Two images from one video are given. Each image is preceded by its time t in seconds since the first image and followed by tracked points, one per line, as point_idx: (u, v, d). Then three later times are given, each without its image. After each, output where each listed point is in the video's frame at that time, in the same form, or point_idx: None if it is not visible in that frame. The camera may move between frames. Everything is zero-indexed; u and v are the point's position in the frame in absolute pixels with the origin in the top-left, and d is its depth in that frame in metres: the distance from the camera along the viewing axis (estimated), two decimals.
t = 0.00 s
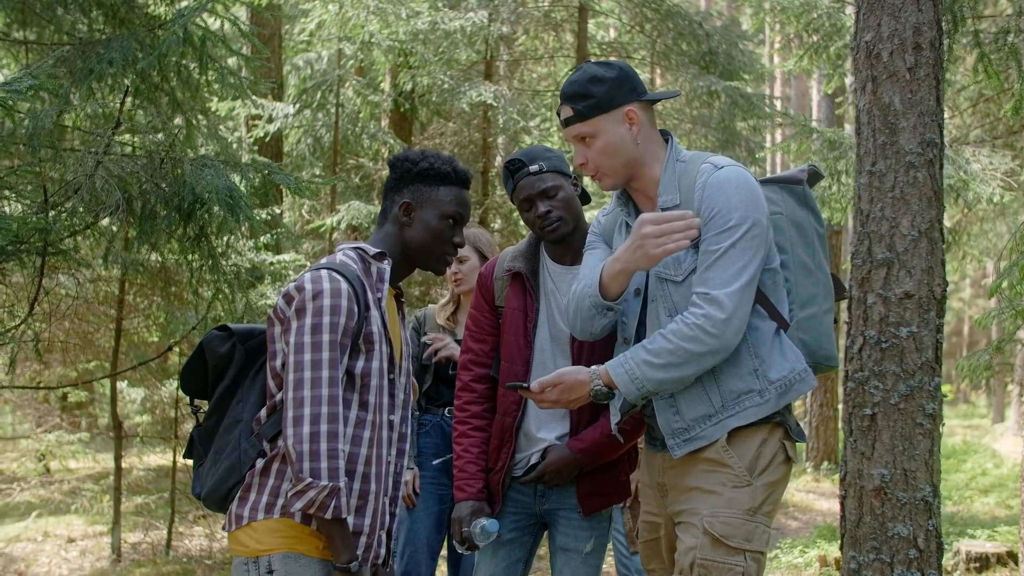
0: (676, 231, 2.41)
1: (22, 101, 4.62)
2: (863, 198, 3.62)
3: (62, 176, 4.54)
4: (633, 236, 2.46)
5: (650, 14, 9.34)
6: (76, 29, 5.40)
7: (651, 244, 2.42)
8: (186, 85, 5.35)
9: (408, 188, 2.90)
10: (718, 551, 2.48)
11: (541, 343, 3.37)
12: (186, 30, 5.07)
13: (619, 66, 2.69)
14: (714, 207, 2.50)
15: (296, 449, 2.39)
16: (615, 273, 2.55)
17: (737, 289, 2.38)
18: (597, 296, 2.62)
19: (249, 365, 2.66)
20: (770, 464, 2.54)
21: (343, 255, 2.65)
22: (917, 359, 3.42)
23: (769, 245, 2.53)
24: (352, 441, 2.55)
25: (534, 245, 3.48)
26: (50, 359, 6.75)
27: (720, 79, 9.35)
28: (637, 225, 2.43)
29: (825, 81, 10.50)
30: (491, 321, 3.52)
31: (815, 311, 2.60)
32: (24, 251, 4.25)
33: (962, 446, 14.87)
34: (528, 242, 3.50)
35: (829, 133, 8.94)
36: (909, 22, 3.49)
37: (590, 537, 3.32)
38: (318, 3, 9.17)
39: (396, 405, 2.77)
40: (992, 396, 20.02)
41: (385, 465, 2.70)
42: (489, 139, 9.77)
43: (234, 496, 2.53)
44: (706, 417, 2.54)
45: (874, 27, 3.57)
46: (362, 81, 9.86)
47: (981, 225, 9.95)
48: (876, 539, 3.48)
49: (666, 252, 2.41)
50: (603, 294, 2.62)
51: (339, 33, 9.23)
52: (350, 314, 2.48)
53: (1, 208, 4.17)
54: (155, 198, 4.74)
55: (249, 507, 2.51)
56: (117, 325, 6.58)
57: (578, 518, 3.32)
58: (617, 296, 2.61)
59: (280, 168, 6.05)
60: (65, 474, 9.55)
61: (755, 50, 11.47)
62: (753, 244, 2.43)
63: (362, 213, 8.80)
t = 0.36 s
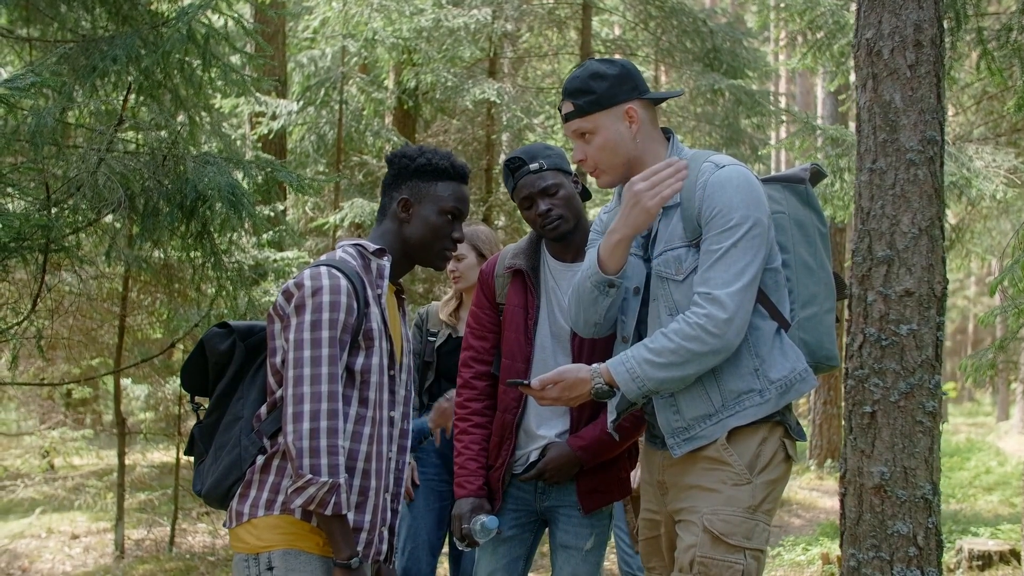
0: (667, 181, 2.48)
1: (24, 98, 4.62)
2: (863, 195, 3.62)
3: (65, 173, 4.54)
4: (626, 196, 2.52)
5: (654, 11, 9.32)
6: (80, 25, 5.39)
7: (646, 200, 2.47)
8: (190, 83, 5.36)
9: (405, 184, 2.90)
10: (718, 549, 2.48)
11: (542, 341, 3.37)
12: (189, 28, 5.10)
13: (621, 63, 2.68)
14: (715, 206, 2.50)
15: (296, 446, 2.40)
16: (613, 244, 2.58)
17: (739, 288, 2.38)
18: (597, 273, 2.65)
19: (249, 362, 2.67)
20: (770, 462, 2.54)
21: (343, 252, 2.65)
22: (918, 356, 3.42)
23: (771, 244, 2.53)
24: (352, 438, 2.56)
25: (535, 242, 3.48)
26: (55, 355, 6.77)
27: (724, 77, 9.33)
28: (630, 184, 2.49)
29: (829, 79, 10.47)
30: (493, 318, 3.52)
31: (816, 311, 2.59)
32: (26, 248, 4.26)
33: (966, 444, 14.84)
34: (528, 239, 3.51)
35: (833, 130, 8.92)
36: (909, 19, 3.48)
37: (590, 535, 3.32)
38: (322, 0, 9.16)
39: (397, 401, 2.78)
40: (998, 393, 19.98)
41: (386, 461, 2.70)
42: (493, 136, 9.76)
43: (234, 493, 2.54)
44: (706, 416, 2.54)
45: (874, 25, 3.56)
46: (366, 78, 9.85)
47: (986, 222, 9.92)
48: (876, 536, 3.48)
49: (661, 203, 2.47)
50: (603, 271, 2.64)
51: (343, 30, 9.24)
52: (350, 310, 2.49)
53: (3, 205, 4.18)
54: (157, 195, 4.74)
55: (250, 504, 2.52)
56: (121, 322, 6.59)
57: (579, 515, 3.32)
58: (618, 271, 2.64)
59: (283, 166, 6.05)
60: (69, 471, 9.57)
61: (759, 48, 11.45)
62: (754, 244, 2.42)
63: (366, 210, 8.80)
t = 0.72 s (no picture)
0: (672, 207, 2.42)
1: (26, 98, 4.63)
2: (863, 195, 3.61)
3: (66, 173, 4.55)
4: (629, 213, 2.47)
5: (657, 11, 9.31)
6: (82, 25, 5.40)
7: (647, 223, 2.43)
8: (192, 82, 5.36)
9: (401, 181, 2.90)
10: (717, 549, 2.48)
11: (542, 340, 3.37)
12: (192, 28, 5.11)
13: (629, 57, 2.70)
14: (715, 204, 2.50)
15: (295, 445, 2.40)
16: (612, 255, 2.57)
17: (738, 286, 2.38)
18: (592, 282, 2.65)
19: (248, 362, 2.67)
20: (769, 462, 2.54)
21: (341, 251, 2.65)
22: (917, 356, 3.42)
23: (771, 243, 2.52)
24: (352, 437, 2.56)
25: (535, 242, 3.48)
26: (57, 355, 6.78)
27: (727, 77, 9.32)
28: (634, 204, 2.44)
29: (831, 78, 10.46)
30: (493, 317, 3.52)
31: (816, 310, 2.59)
32: (27, 248, 4.27)
33: (969, 443, 14.83)
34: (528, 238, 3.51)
35: (834, 129, 8.91)
36: (909, 19, 3.47)
37: (591, 535, 3.32)
38: None
39: (396, 401, 2.78)
40: (1001, 393, 19.94)
41: (386, 460, 2.71)
42: (495, 135, 9.76)
43: (234, 492, 2.55)
44: (705, 415, 2.55)
45: (874, 24, 3.56)
46: (368, 78, 9.85)
47: (989, 222, 9.89)
48: (876, 536, 3.48)
49: (662, 228, 2.42)
50: (598, 281, 2.65)
51: (345, 29, 9.17)
52: (349, 309, 2.49)
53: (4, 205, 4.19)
54: (159, 195, 4.74)
55: (250, 504, 2.52)
56: (123, 321, 6.60)
57: (579, 514, 3.32)
58: (614, 280, 2.64)
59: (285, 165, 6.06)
60: (72, 470, 9.59)
61: (762, 47, 11.44)
62: (754, 242, 2.42)
63: (368, 210, 8.81)
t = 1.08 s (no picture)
0: (662, 221, 2.43)
1: (24, 100, 4.64)
2: (860, 197, 3.61)
3: (64, 175, 4.56)
4: (621, 225, 2.49)
5: (655, 13, 9.31)
6: (80, 27, 5.40)
7: (638, 235, 2.45)
8: (190, 85, 5.36)
9: (393, 179, 2.89)
10: (713, 552, 2.48)
11: (539, 342, 3.37)
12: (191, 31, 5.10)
13: (626, 60, 2.70)
14: (712, 207, 2.50)
15: (289, 448, 2.40)
16: (604, 264, 2.60)
17: (735, 289, 2.38)
18: (587, 290, 2.67)
19: (243, 366, 2.68)
20: (766, 465, 2.54)
21: (332, 252, 2.65)
22: (913, 358, 3.42)
23: (769, 247, 2.52)
24: (348, 438, 2.56)
25: (532, 244, 3.49)
26: (55, 358, 6.78)
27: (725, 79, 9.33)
28: (624, 216, 2.46)
29: (830, 80, 10.46)
30: (490, 319, 3.52)
31: (814, 314, 2.58)
32: (25, 251, 4.27)
33: (969, 445, 14.82)
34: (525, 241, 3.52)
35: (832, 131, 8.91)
36: (906, 21, 3.47)
37: (588, 537, 3.32)
38: (324, 3, 9.12)
39: (391, 399, 2.78)
40: (1001, 395, 19.93)
41: (383, 460, 2.71)
42: (494, 138, 9.77)
43: (233, 497, 2.54)
44: (701, 418, 2.55)
45: (871, 26, 3.56)
46: (367, 80, 9.86)
47: (987, 224, 9.88)
48: (872, 538, 3.49)
49: (651, 241, 2.44)
50: (592, 288, 2.67)
51: (344, 32, 9.26)
52: (340, 311, 2.48)
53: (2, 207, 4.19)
54: (157, 198, 4.75)
55: (249, 508, 2.51)
56: (122, 323, 6.60)
57: (576, 517, 3.32)
58: (607, 289, 2.66)
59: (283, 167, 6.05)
60: (71, 473, 9.59)
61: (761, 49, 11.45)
62: (751, 244, 2.42)
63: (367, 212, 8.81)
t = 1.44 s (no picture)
0: (656, 211, 2.45)
1: (23, 103, 4.64)
2: (858, 199, 3.62)
3: (64, 178, 4.57)
4: (615, 219, 2.51)
5: (655, 15, 9.31)
6: (80, 30, 5.41)
7: (633, 227, 2.46)
8: (190, 87, 5.36)
9: (367, 175, 2.88)
10: (711, 554, 2.48)
11: (537, 344, 3.37)
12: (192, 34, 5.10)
13: (625, 63, 2.70)
14: (710, 211, 2.50)
15: (282, 449, 2.40)
16: (599, 261, 2.61)
17: (732, 292, 2.38)
18: (582, 288, 2.69)
19: (237, 375, 2.67)
20: (764, 467, 2.54)
21: (317, 253, 2.64)
22: (912, 361, 3.42)
23: (767, 250, 2.52)
24: (346, 437, 2.56)
25: (530, 247, 3.50)
26: (55, 360, 6.78)
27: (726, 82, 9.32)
28: (618, 209, 2.47)
29: (830, 82, 10.46)
30: (488, 321, 3.53)
31: (812, 318, 2.58)
32: (24, 253, 4.28)
33: (969, 448, 14.82)
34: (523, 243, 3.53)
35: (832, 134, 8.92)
36: (904, 23, 3.47)
37: (586, 540, 3.32)
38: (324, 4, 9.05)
39: (388, 395, 2.77)
40: (1001, 397, 19.92)
41: (382, 457, 2.71)
42: (494, 140, 9.78)
43: (237, 505, 2.53)
44: (697, 421, 2.55)
45: (868, 29, 3.56)
46: (367, 83, 9.84)
47: (987, 227, 9.87)
48: (870, 541, 3.50)
49: (646, 232, 2.45)
50: (588, 287, 2.68)
51: (343, 35, 9.10)
52: (329, 310, 2.48)
53: (2, 209, 4.20)
54: (156, 200, 4.76)
55: (253, 514, 2.51)
56: (122, 326, 6.61)
57: (575, 519, 3.32)
58: (603, 287, 2.67)
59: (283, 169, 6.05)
60: (71, 475, 9.59)
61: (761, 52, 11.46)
62: (748, 248, 2.42)
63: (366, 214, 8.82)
